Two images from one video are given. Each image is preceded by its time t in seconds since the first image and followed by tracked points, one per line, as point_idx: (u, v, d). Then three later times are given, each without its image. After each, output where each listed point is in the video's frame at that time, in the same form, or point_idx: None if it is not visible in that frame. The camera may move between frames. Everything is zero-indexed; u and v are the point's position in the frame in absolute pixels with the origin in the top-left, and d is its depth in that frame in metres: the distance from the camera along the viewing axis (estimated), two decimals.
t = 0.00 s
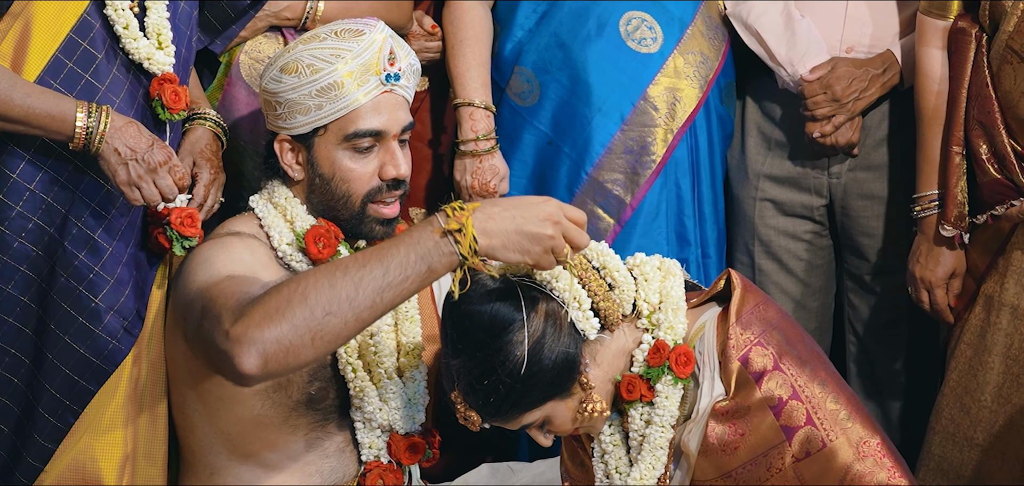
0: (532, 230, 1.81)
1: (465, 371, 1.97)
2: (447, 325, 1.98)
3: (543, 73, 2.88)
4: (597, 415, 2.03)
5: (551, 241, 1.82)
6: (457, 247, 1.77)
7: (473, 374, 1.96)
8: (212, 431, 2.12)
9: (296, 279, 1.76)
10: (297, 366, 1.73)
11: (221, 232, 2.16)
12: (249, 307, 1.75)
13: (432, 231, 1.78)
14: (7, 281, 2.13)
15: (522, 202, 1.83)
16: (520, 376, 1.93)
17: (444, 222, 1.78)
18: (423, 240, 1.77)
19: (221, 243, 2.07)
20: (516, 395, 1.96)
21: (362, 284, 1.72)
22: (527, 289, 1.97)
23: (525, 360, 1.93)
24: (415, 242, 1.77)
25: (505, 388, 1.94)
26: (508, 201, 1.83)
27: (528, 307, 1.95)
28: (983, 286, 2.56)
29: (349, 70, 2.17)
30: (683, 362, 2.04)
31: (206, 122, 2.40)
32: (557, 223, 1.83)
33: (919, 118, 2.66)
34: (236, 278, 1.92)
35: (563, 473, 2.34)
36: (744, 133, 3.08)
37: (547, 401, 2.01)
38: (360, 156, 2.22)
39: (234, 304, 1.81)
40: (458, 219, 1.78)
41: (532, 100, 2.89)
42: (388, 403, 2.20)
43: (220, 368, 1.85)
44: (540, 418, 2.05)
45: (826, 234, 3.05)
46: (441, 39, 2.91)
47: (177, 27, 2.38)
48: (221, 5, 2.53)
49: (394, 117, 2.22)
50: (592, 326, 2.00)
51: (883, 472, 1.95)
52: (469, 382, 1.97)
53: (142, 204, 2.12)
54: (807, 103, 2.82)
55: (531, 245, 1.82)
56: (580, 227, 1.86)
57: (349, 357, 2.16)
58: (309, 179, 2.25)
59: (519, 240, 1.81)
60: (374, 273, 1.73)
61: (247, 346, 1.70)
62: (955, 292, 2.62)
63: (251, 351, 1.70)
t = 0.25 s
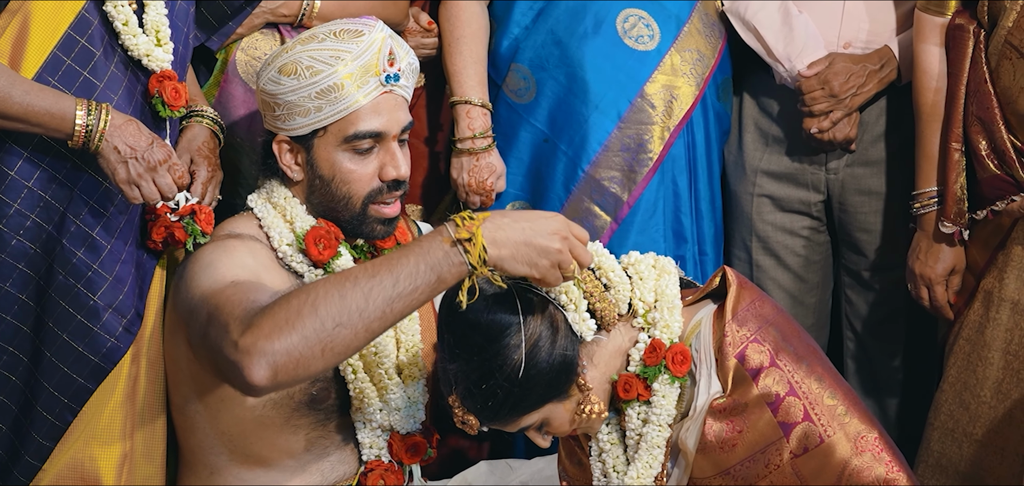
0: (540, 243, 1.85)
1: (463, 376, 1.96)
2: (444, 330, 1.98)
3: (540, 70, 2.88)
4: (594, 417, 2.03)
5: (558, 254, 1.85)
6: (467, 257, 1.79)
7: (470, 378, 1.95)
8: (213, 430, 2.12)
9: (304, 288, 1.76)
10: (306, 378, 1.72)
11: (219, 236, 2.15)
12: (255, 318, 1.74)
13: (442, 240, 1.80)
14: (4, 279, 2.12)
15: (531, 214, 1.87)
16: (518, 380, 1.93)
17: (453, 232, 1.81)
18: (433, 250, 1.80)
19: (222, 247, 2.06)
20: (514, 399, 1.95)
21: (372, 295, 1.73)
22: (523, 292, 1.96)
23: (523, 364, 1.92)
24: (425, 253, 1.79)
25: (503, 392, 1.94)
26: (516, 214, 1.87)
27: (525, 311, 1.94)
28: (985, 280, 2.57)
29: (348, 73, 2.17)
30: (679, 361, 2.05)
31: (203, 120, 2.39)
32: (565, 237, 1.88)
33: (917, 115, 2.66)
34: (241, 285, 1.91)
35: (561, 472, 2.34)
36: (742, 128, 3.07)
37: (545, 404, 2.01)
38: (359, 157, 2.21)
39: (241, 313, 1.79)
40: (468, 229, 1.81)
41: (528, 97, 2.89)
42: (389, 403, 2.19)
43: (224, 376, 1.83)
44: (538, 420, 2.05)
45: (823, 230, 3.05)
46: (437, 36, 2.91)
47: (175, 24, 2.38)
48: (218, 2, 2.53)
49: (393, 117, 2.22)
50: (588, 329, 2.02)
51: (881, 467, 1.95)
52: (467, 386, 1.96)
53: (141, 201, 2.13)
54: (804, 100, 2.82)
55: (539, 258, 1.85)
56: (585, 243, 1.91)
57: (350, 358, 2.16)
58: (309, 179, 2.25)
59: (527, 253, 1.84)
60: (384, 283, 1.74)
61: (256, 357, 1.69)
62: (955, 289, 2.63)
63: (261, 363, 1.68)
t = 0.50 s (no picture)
0: (546, 254, 1.87)
1: (462, 381, 1.98)
2: (441, 335, 1.99)
3: (539, 69, 2.88)
4: (592, 419, 2.04)
5: (563, 265, 1.89)
6: (473, 268, 1.80)
7: (469, 383, 1.97)
8: (215, 430, 2.13)
9: (309, 299, 1.75)
10: (311, 389, 1.72)
11: (218, 237, 2.14)
12: (260, 329, 1.73)
13: (448, 252, 1.81)
14: (5, 277, 2.12)
15: (535, 225, 1.90)
16: (517, 384, 1.95)
17: (460, 243, 1.81)
18: (439, 261, 1.80)
19: (223, 251, 2.05)
20: (514, 403, 1.97)
21: (378, 306, 1.73)
22: (521, 295, 1.97)
23: (521, 368, 1.94)
24: (431, 263, 1.79)
25: (502, 397, 1.96)
26: (520, 223, 1.90)
27: (522, 315, 1.95)
28: (986, 277, 2.57)
29: (348, 74, 2.16)
30: (677, 360, 2.05)
31: (203, 117, 2.37)
32: (569, 248, 1.91)
33: (917, 112, 2.66)
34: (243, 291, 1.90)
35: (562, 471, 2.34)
36: (741, 125, 3.07)
37: (545, 407, 2.02)
38: (359, 158, 2.21)
39: (246, 323, 1.77)
40: (474, 240, 1.81)
41: (527, 96, 2.89)
42: (393, 403, 2.19)
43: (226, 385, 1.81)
44: (538, 423, 2.05)
45: (823, 228, 3.05)
46: (436, 33, 2.91)
47: (175, 22, 2.38)
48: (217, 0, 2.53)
49: (393, 117, 2.21)
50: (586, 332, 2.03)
51: (881, 462, 1.97)
52: (466, 392, 1.98)
53: (144, 199, 2.13)
54: (804, 96, 2.82)
55: (544, 268, 1.88)
56: (588, 253, 1.95)
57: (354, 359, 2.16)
58: (309, 179, 2.25)
59: (532, 263, 1.87)
60: (390, 294, 1.74)
61: (262, 369, 1.68)
62: (956, 286, 2.63)
63: (268, 375, 1.67)
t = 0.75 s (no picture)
0: (544, 265, 1.87)
1: (455, 384, 1.97)
2: (435, 338, 1.98)
3: (534, 67, 2.88)
4: (586, 420, 2.04)
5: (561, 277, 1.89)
6: (472, 280, 1.81)
7: (463, 386, 1.96)
8: (210, 430, 2.13)
9: (307, 308, 1.76)
10: (309, 398, 1.73)
11: (210, 239, 2.13)
12: (257, 337, 1.73)
13: (446, 262, 1.82)
14: None
15: (534, 236, 1.91)
16: (510, 386, 1.94)
17: (459, 254, 1.83)
18: (439, 272, 1.82)
19: (217, 254, 2.04)
20: (508, 405, 1.96)
21: (377, 318, 1.74)
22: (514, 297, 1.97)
23: (515, 370, 1.93)
24: (430, 275, 1.80)
25: (496, 399, 1.95)
26: (519, 234, 1.91)
27: (515, 317, 1.94)
28: (981, 275, 2.58)
29: (340, 76, 2.15)
30: (670, 360, 2.05)
31: (197, 116, 2.35)
32: (568, 260, 1.91)
33: (912, 110, 2.66)
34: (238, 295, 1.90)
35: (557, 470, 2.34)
36: (736, 121, 3.08)
37: (539, 408, 2.02)
38: (351, 161, 2.20)
39: (243, 331, 1.76)
40: (473, 252, 1.82)
41: (522, 94, 2.89)
42: (387, 403, 2.19)
43: (221, 391, 1.81)
44: (533, 424, 2.06)
45: (817, 224, 3.06)
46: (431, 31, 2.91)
47: (169, 20, 2.36)
48: None
49: (385, 119, 2.20)
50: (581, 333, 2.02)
51: (875, 457, 1.97)
52: (459, 395, 1.97)
53: (141, 198, 2.12)
54: (799, 92, 2.82)
55: (542, 279, 1.88)
56: (587, 263, 1.95)
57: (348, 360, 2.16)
58: (301, 180, 2.25)
59: (530, 274, 1.87)
60: (389, 305, 1.75)
61: (260, 379, 1.68)
62: (950, 283, 2.64)
63: (266, 384, 1.68)
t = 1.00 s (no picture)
0: (538, 272, 1.89)
1: (445, 387, 1.97)
2: (425, 342, 1.99)
3: (525, 67, 2.88)
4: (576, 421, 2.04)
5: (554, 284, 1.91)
6: (466, 287, 1.82)
7: (453, 389, 1.96)
8: (201, 430, 2.12)
9: (299, 310, 1.76)
10: (299, 399, 1.73)
11: (199, 240, 2.13)
12: (248, 338, 1.72)
13: (441, 268, 1.83)
14: None
15: (527, 243, 1.92)
16: (501, 390, 1.94)
17: (453, 260, 1.83)
18: (432, 277, 1.82)
19: (205, 254, 2.04)
20: (498, 409, 1.97)
21: (370, 321, 1.74)
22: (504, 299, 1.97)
23: (505, 373, 1.94)
24: (422, 279, 1.81)
25: (486, 402, 1.95)
26: (514, 242, 1.92)
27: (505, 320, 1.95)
28: (971, 273, 2.58)
29: (328, 80, 2.13)
30: (660, 359, 2.05)
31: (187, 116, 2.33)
32: (560, 267, 1.92)
33: (902, 107, 2.67)
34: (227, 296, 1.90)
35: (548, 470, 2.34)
36: (727, 119, 3.08)
37: (529, 410, 2.02)
38: (337, 164, 2.19)
39: (233, 332, 1.76)
40: (468, 259, 1.83)
41: (513, 94, 2.89)
42: (376, 404, 2.18)
43: (208, 391, 1.81)
44: (523, 426, 2.05)
45: (808, 222, 3.06)
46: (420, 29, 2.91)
47: (159, 19, 2.36)
48: None
49: (373, 123, 2.18)
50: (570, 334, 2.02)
51: (866, 454, 1.97)
52: (449, 399, 1.97)
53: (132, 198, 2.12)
54: (789, 89, 2.82)
55: (535, 286, 1.89)
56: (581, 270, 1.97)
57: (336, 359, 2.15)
58: (286, 182, 2.24)
59: (524, 281, 1.88)
60: (382, 308, 1.76)
61: (251, 379, 1.67)
62: (939, 280, 2.65)
63: (257, 384, 1.67)
